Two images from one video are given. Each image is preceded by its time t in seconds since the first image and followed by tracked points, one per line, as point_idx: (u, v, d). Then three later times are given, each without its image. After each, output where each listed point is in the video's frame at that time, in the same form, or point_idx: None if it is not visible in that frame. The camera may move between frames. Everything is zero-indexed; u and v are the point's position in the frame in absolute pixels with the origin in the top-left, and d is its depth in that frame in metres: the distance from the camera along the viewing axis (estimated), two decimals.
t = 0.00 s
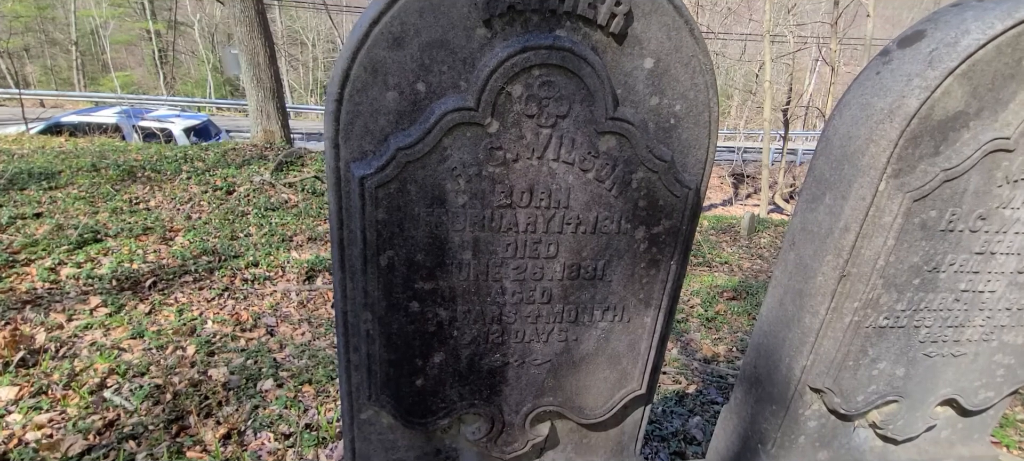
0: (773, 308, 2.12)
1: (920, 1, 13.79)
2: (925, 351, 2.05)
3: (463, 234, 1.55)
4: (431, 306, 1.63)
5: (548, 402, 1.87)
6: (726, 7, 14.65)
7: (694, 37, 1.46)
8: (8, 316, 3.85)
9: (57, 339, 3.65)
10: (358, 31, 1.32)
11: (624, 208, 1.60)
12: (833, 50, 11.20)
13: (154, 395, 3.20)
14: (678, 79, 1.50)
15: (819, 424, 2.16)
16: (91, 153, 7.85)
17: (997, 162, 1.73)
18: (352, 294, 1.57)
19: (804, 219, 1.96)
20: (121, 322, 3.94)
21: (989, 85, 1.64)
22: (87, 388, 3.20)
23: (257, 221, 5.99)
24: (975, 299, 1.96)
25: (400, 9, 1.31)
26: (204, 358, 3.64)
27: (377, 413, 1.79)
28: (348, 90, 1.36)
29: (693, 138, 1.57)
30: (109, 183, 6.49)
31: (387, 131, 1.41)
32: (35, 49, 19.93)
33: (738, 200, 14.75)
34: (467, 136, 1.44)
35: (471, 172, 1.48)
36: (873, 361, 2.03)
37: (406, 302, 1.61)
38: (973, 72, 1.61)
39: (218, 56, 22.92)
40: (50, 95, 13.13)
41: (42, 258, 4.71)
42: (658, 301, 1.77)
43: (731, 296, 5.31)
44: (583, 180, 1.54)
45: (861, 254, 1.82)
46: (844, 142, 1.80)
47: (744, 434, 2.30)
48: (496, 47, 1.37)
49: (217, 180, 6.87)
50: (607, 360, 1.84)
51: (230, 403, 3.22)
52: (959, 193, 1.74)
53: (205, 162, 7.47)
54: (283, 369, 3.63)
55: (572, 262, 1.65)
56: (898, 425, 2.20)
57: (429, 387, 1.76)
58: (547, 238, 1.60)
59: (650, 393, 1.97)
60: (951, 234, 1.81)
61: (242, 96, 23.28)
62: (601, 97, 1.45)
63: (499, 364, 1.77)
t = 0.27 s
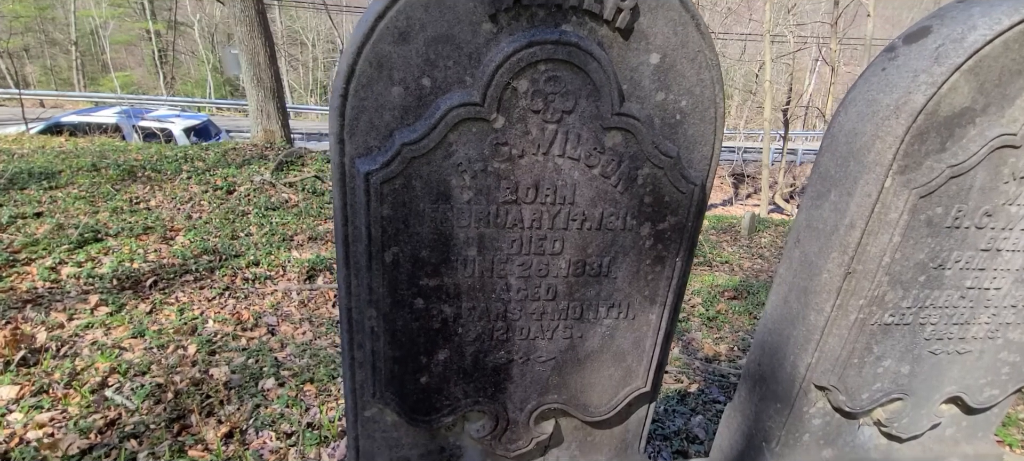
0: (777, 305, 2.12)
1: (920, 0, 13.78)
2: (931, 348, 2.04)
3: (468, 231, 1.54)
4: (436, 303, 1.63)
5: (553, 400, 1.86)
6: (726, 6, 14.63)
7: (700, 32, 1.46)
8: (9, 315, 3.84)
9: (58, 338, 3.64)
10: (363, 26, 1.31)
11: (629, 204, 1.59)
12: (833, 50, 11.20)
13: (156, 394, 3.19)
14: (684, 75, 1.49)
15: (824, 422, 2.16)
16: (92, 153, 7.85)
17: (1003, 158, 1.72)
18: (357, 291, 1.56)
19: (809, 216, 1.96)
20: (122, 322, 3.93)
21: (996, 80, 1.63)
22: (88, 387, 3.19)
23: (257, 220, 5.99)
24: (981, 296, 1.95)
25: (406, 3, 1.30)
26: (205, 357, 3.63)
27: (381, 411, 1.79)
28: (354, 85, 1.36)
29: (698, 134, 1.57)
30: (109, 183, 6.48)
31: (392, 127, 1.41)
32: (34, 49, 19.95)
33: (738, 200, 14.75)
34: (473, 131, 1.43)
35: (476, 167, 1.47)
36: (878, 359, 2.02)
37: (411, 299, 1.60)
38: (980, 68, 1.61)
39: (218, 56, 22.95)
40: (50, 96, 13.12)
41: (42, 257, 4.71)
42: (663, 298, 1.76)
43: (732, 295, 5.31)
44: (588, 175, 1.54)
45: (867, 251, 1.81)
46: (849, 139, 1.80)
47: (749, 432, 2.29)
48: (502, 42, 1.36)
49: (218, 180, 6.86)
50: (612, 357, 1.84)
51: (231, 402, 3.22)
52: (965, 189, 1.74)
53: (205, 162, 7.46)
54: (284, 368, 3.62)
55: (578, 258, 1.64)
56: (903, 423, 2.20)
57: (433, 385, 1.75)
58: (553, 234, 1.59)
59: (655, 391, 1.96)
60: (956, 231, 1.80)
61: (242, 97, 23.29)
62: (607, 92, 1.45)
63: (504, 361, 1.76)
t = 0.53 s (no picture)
0: (779, 302, 2.12)
1: None
2: (933, 344, 2.04)
3: (471, 226, 1.54)
4: (438, 298, 1.62)
5: (555, 396, 1.86)
6: (725, 6, 14.64)
7: (702, 27, 1.46)
8: (9, 314, 3.83)
9: (58, 337, 3.63)
10: (366, 20, 1.31)
11: (632, 200, 1.59)
12: (833, 50, 11.20)
13: (156, 393, 3.19)
14: (686, 70, 1.49)
15: (825, 419, 2.16)
16: (91, 153, 7.84)
17: (1005, 153, 1.72)
18: (359, 287, 1.56)
19: (810, 212, 1.96)
20: (122, 321, 3.93)
21: (998, 75, 1.63)
22: (88, 386, 3.19)
23: (257, 220, 5.98)
24: (983, 292, 1.95)
25: None
26: (205, 356, 3.63)
27: (382, 407, 1.78)
28: (356, 80, 1.35)
29: (701, 129, 1.57)
30: (109, 183, 6.47)
31: (394, 121, 1.41)
32: (33, 50, 19.93)
33: (737, 200, 14.75)
34: (475, 126, 1.43)
35: (479, 162, 1.47)
36: (880, 355, 2.02)
37: (413, 294, 1.60)
38: (982, 63, 1.61)
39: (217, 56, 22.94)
40: (49, 96, 13.10)
41: (42, 256, 4.70)
42: (665, 294, 1.76)
43: (732, 294, 5.31)
44: (591, 171, 1.53)
45: (869, 247, 1.81)
46: (851, 134, 1.80)
47: (750, 429, 2.29)
48: (505, 36, 1.36)
49: (217, 180, 6.86)
50: (614, 353, 1.83)
51: (232, 401, 3.22)
52: (967, 184, 1.73)
53: (205, 162, 7.46)
54: (285, 367, 3.62)
55: (580, 254, 1.64)
56: (905, 419, 2.19)
57: (435, 381, 1.75)
58: (555, 230, 1.59)
59: (657, 387, 1.96)
60: (959, 226, 1.80)
61: (241, 97, 23.28)
62: (610, 87, 1.44)
63: (506, 357, 1.76)
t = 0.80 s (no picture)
0: (777, 298, 2.12)
1: None
2: (931, 340, 2.04)
3: (469, 220, 1.54)
4: (436, 293, 1.62)
5: (554, 391, 1.86)
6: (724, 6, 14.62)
7: (701, 21, 1.46)
8: (7, 313, 3.83)
9: (57, 336, 3.63)
10: (364, 13, 1.31)
11: (630, 194, 1.59)
12: (832, 50, 11.20)
13: (155, 391, 3.19)
14: (684, 64, 1.50)
15: (824, 415, 2.16)
16: (90, 153, 7.83)
17: (1003, 148, 1.71)
18: (357, 281, 1.56)
19: (809, 208, 1.96)
20: (121, 320, 3.93)
21: (996, 70, 1.63)
22: (87, 384, 3.18)
23: (256, 219, 5.98)
24: (981, 288, 1.95)
25: None
26: (204, 354, 3.63)
27: (381, 403, 1.78)
28: (355, 73, 1.35)
29: (699, 123, 1.57)
30: (108, 182, 6.47)
31: (393, 115, 1.41)
32: (32, 49, 19.91)
33: (737, 200, 14.75)
34: (474, 120, 1.43)
35: (477, 156, 1.47)
36: (879, 351, 2.02)
37: (411, 289, 1.60)
38: (980, 57, 1.61)
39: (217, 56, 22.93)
40: (48, 96, 13.08)
41: (41, 255, 4.69)
42: (664, 289, 1.76)
43: (731, 294, 5.31)
44: (589, 165, 1.53)
45: (867, 242, 1.81)
46: (850, 130, 1.80)
47: (749, 425, 2.29)
48: (503, 30, 1.36)
49: (217, 179, 6.86)
50: (613, 348, 1.83)
51: (231, 399, 3.21)
52: (965, 179, 1.73)
53: (204, 161, 7.46)
54: (284, 365, 3.62)
55: (578, 249, 1.64)
56: (904, 415, 2.19)
57: (434, 376, 1.75)
58: (553, 224, 1.59)
59: (656, 383, 1.96)
60: (957, 221, 1.80)
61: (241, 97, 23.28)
62: (608, 80, 1.44)
63: (504, 352, 1.76)
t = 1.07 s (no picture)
0: (774, 295, 2.13)
1: None
2: (927, 337, 2.05)
3: (467, 217, 1.55)
4: (435, 290, 1.63)
5: (551, 388, 1.87)
6: (723, 6, 14.64)
7: (696, 19, 1.47)
8: (7, 312, 3.83)
9: (56, 334, 3.64)
10: (362, 11, 1.32)
11: (626, 192, 1.60)
12: (832, 50, 11.20)
13: (154, 390, 3.20)
14: (680, 62, 1.51)
15: (820, 412, 2.17)
16: (90, 153, 7.84)
17: (997, 146, 1.72)
18: (355, 278, 1.57)
19: (805, 206, 1.97)
20: (120, 319, 3.94)
21: (989, 68, 1.64)
22: (86, 383, 3.19)
23: (256, 219, 5.99)
24: (976, 285, 1.96)
25: None
26: (203, 353, 3.64)
27: (379, 399, 1.79)
28: (353, 71, 1.37)
29: (695, 121, 1.58)
30: (107, 182, 6.48)
31: (391, 113, 1.42)
32: (31, 50, 19.89)
33: (736, 200, 14.76)
34: (471, 117, 1.44)
35: (474, 153, 1.48)
36: (875, 348, 2.03)
37: (409, 286, 1.61)
38: (974, 56, 1.62)
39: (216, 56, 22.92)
40: (47, 97, 13.09)
41: (40, 255, 4.70)
42: (661, 286, 1.77)
43: (730, 293, 5.33)
44: (586, 162, 1.54)
45: (863, 240, 1.83)
46: (845, 128, 1.81)
47: (747, 422, 2.30)
48: (500, 28, 1.37)
49: (216, 179, 6.86)
50: (610, 345, 1.84)
51: (230, 398, 3.22)
52: (959, 177, 1.74)
53: (204, 161, 7.47)
54: (283, 364, 3.63)
55: (575, 246, 1.65)
56: (900, 412, 2.21)
57: (432, 373, 1.76)
58: (551, 221, 1.60)
59: (653, 380, 1.97)
60: (952, 219, 1.81)
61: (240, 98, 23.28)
62: (605, 78, 1.45)
63: (502, 349, 1.77)
